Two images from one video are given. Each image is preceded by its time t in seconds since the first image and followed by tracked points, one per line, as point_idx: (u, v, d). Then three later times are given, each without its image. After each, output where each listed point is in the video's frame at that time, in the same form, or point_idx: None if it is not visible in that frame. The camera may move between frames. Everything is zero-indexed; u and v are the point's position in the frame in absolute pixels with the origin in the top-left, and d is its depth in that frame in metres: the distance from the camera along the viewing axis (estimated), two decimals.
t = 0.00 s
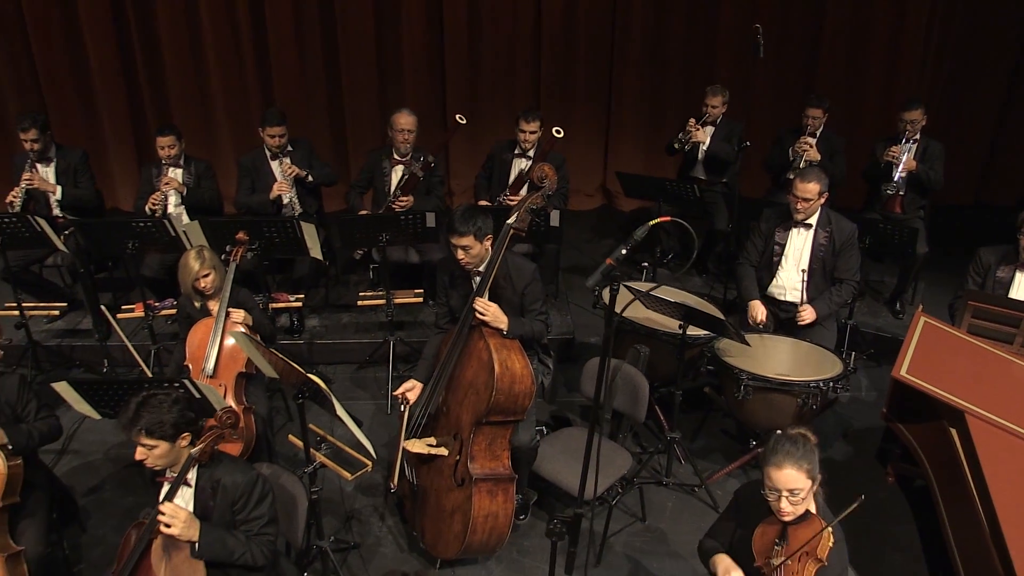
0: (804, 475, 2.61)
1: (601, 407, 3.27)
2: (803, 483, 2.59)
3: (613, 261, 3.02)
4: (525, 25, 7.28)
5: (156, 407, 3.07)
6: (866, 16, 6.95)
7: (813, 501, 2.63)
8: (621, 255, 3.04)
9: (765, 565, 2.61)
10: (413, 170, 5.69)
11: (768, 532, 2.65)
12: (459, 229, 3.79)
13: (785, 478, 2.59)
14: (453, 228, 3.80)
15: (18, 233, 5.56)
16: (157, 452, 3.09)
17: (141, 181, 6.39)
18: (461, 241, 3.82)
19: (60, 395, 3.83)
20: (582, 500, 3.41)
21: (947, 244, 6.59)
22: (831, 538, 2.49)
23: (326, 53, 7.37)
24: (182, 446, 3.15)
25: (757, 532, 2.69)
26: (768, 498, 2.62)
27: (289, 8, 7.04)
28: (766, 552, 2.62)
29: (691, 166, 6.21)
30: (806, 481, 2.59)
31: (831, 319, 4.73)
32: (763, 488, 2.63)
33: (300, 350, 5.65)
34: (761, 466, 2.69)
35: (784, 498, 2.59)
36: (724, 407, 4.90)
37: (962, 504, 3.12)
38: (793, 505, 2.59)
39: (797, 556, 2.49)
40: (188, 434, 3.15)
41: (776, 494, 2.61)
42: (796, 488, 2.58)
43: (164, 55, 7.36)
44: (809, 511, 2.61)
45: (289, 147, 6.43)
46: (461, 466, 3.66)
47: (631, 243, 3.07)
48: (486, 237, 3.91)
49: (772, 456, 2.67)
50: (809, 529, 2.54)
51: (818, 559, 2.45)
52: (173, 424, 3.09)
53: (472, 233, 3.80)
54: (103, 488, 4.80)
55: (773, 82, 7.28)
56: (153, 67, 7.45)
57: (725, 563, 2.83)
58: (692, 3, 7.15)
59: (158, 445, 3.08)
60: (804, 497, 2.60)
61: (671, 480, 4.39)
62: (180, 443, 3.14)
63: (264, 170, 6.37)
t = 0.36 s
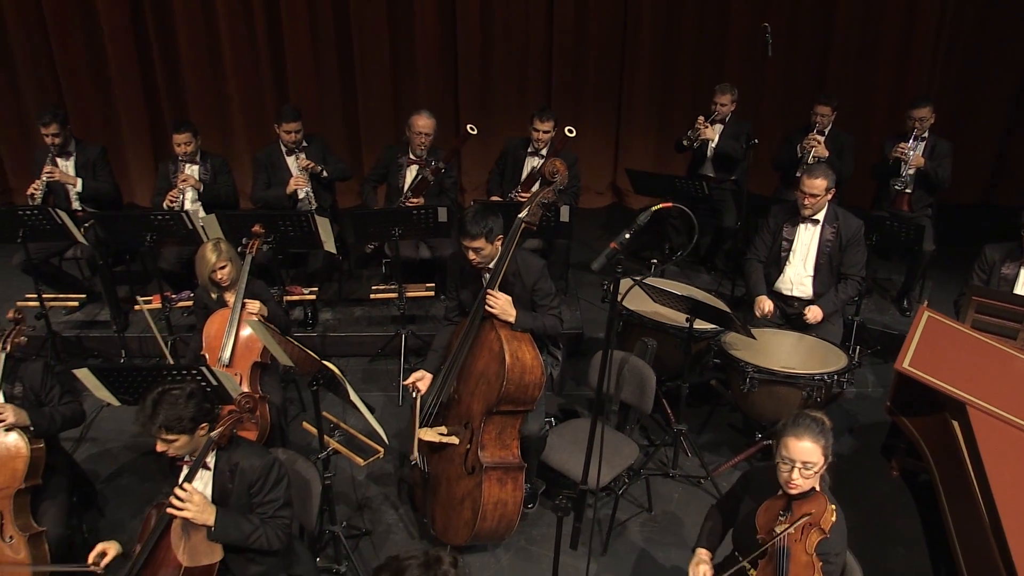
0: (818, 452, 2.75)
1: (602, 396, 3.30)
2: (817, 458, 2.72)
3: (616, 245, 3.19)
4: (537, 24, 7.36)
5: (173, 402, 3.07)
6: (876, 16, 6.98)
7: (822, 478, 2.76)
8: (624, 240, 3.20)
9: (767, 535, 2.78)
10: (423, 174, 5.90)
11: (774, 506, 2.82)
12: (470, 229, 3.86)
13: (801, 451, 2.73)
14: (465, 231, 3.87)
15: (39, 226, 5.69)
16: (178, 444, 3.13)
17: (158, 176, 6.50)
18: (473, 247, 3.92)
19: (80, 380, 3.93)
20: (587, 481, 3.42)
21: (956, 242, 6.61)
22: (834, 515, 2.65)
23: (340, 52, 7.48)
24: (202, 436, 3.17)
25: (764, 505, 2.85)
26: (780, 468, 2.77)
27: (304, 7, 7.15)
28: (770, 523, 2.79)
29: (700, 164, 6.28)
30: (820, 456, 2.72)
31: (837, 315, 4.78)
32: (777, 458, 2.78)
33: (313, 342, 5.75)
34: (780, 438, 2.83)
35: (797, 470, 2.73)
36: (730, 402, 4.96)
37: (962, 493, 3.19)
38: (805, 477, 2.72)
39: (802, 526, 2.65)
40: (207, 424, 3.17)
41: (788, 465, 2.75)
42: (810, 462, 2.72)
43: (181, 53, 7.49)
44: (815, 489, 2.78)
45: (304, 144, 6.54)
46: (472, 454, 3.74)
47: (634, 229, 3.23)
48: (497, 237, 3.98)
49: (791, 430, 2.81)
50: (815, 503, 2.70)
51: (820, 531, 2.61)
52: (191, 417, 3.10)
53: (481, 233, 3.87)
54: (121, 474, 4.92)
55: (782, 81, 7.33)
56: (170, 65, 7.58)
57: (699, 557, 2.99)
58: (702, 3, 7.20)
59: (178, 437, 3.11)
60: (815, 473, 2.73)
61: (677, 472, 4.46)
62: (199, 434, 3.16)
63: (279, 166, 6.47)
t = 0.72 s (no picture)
0: (840, 444, 2.79)
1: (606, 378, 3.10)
2: (838, 450, 2.77)
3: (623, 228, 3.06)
4: (548, 24, 7.42)
5: (184, 399, 3.11)
6: (886, 16, 7.02)
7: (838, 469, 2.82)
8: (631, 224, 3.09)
9: (779, 523, 2.81)
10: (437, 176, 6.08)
11: (787, 493, 2.86)
12: (477, 233, 3.90)
13: (825, 441, 2.77)
14: (473, 235, 3.91)
15: (60, 219, 5.81)
16: (195, 437, 3.19)
17: (174, 172, 6.61)
18: (486, 256, 3.97)
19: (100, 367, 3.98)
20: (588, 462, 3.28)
21: (965, 241, 6.64)
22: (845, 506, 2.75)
23: (354, 50, 7.57)
24: (218, 426, 3.23)
25: (776, 492, 2.89)
26: (800, 455, 2.81)
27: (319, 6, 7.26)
28: (783, 511, 2.82)
29: (709, 162, 6.33)
30: (841, 447, 2.77)
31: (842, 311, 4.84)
32: (798, 444, 2.81)
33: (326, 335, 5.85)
34: (803, 424, 2.86)
35: (817, 459, 2.77)
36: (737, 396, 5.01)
37: (961, 483, 3.24)
38: (824, 466, 2.77)
39: (817, 517, 2.73)
40: (222, 413, 3.22)
41: (809, 453, 2.79)
42: (831, 453, 2.76)
43: (198, 52, 7.61)
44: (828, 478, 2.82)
45: (319, 140, 6.63)
46: (481, 443, 3.81)
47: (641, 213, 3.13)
48: (504, 240, 4.01)
49: (816, 419, 2.84)
50: (828, 493, 2.76)
51: (832, 522, 2.70)
52: (205, 410, 3.15)
53: (489, 238, 3.90)
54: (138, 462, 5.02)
55: (792, 81, 7.38)
56: (187, 63, 7.70)
57: (662, 513, 3.10)
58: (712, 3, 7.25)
59: (197, 430, 3.17)
60: (833, 463, 2.78)
61: (683, 464, 4.53)
62: (215, 425, 3.22)
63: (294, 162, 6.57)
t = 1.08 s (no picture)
0: (842, 431, 2.86)
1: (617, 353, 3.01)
2: (840, 437, 2.83)
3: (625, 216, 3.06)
4: (560, 23, 7.50)
5: (195, 395, 3.15)
6: (896, 16, 7.06)
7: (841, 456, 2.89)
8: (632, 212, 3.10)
9: (784, 506, 2.88)
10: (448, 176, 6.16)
11: (793, 478, 2.94)
12: (486, 236, 3.95)
13: (826, 428, 2.84)
14: (482, 241, 3.96)
15: (80, 212, 5.94)
16: (213, 430, 3.24)
17: (190, 168, 6.72)
18: (495, 259, 4.03)
19: (120, 355, 4.08)
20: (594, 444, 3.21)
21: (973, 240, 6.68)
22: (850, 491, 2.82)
23: (367, 49, 7.67)
24: (233, 417, 3.29)
25: (782, 477, 2.98)
26: (803, 442, 2.88)
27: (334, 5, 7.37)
28: (788, 493, 2.90)
29: (718, 159, 6.39)
30: (843, 434, 2.84)
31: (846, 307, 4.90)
32: (800, 432, 2.89)
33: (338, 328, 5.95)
34: (805, 413, 2.93)
35: (820, 445, 2.84)
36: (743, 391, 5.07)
37: (961, 473, 3.31)
38: (826, 453, 2.85)
39: (820, 500, 2.79)
40: (237, 405, 3.28)
41: (812, 440, 2.87)
42: (833, 440, 2.83)
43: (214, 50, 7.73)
44: (833, 465, 2.90)
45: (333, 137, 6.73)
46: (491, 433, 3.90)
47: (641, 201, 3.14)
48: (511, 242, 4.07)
49: (818, 407, 2.92)
50: (833, 478, 2.84)
51: (837, 505, 2.76)
52: (219, 405, 3.19)
53: (497, 241, 3.95)
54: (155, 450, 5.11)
55: (801, 80, 7.44)
56: (203, 61, 7.82)
57: (738, 486, 2.87)
58: (723, 4, 7.31)
59: (213, 424, 3.23)
60: (836, 450, 2.85)
61: (689, 456, 4.60)
62: (230, 416, 3.27)
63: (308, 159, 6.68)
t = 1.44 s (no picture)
0: (829, 419, 2.91)
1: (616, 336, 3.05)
2: (829, 425, 2.89)
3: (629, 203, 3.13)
4: (571, 22, 7.57)
5: (218, 377, 3.24)
6: (905, 17, 7.10)
7: (833, 443, 2.94)
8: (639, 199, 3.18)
9: (783, 496, 2.94)
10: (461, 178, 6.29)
11: (789, 469, 3.00)
12: (496, 230, 4.05)
13: (812, 419, 2.90)
14: (492, 234, 4.06)
15: (100, 205, 6.06)
16: (231, 413, 3.33)
17: (205, 163, 6.82)
18: (505, 253, 4.13)
19: (137, 343, 4.19)
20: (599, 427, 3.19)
21: (981, 239, 6.72)
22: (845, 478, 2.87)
23: (380, 47, 7.77)
24: (251, 401, 3.38)
25: (779, 469, 3.04)
26: (793, 434, 2.95)
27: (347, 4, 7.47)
28: (786, 484, 2.96)
29: (726, 158, 6.45)
30: (831, 422, 2.90)
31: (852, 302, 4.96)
32: (790, 425, 2.96)
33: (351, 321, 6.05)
34: (792, 406, 3.00)
35: (809, 436, 2.90)
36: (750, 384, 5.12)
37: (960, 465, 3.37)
38: (817, 443, 2.90)
39: (814, 488, 2.84)
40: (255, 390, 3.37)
41: (801, 431, 2.93)
42: (822, 428, 2.89)
43: (229, 48, 7.85)
44: (827, 453, 2.95)
45: (346, 133, 6.83)
46: (499, 423, 3.98)
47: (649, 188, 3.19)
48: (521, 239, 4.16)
49: (802, 398, 2.99)
50: (827, 467, 2.89)
51: (832, 493, 2.80)
52: (239, 388, 3.28)
53: (509, 235, 4.05)
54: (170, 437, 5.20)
55: (810, 80, 7.49)
56: (218, 59, 7.94)
57: (749, 486, 2.94)
58: (732, 4, 7.36)
59: (231, 407, 3.31)
60: (826, 439, 2.91)
61: (696, 448, 4.67)
62: (248, 401, 3.36)
63: (321, 155, 6.78)
